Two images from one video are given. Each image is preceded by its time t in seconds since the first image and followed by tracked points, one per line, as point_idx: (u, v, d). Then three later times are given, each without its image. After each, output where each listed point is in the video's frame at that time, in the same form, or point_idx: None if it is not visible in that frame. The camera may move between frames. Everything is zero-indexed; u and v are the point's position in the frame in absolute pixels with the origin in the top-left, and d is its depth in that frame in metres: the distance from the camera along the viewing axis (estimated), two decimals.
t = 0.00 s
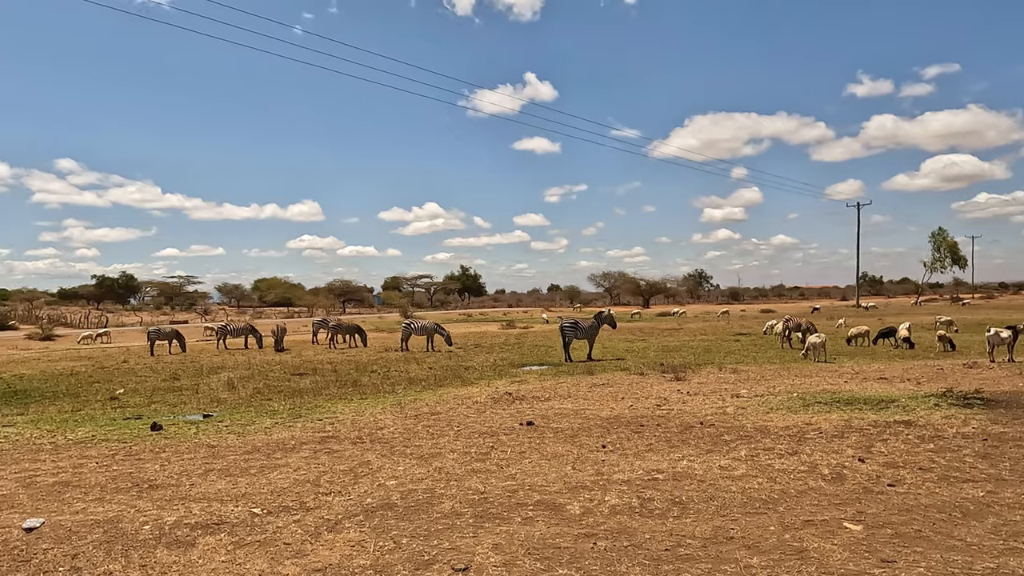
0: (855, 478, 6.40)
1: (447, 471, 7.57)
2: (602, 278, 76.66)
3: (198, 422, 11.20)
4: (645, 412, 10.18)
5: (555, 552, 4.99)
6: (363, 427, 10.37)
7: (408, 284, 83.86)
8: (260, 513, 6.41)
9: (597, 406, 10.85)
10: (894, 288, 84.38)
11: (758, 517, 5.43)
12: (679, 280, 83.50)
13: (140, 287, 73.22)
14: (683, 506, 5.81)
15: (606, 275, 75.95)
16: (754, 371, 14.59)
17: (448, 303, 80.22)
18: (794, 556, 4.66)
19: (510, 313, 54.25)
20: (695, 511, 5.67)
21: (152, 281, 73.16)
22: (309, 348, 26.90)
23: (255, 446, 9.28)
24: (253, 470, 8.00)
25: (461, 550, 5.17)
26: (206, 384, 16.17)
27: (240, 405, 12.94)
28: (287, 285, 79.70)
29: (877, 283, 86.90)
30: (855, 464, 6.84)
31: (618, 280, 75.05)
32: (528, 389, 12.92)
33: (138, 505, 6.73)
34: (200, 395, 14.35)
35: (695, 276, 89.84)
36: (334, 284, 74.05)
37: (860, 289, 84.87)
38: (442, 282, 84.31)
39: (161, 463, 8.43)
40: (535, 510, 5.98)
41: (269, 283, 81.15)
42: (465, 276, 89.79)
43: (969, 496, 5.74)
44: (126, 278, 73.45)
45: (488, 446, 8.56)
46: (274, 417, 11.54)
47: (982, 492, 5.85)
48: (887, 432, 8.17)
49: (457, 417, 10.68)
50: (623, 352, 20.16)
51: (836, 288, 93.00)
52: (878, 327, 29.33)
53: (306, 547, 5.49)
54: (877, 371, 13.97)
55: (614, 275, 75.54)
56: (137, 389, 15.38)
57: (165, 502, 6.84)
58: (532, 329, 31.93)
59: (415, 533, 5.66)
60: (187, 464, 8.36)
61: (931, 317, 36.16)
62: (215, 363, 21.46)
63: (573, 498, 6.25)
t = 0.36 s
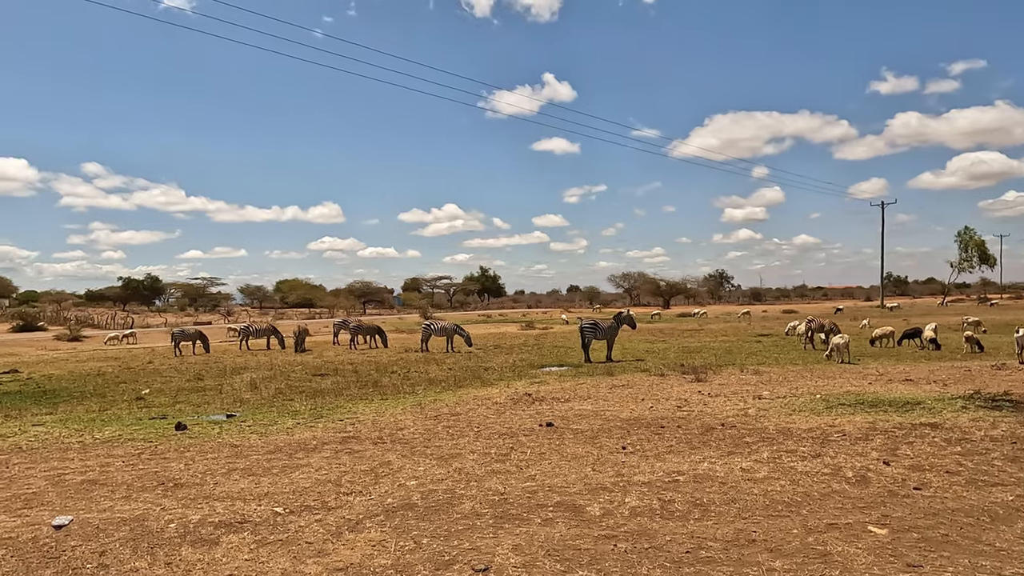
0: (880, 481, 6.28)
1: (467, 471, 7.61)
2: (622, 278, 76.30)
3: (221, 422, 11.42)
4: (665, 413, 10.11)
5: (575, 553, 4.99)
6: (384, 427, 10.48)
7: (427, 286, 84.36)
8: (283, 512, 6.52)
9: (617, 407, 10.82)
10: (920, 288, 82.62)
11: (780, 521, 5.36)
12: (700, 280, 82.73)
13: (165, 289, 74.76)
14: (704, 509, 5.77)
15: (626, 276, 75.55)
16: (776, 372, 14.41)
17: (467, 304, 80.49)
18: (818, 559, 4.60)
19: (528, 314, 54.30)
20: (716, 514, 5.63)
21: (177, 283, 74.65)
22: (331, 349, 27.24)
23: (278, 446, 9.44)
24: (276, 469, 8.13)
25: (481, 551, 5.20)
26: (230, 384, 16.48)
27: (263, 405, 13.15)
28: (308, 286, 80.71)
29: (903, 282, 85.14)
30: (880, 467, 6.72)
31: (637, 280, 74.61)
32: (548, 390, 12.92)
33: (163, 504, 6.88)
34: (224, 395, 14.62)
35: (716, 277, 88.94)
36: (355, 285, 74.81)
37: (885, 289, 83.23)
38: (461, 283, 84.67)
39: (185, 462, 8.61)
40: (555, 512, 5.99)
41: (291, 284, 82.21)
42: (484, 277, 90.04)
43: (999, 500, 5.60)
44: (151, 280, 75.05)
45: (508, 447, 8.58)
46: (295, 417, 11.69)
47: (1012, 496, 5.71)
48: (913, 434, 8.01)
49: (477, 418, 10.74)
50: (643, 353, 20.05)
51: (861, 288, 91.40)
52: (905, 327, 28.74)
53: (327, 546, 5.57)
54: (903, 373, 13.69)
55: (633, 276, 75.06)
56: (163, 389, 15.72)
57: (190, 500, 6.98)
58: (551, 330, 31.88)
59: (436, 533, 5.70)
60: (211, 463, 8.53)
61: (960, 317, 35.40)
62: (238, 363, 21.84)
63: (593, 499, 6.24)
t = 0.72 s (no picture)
0: (908, 483, 6.16)
1: (489, 471, 7.65)
2: (643, 278, 75.82)
3: (246, 421, 11.64)
4: (687, 414, 10.04)
5: (597, 554, 5.00)
6: (406, 427, 10.58)
7: (448, 286, 84.80)
8: (307, 510, 6.63)
9: (638, 408, 10.77)
10: (949, 288, 80.46)
11: (805, 523, 5.29)
12: (722, 280, 81.79)
13: (190, 290, 76.30)
14: (727, 510, 5.72)
15: (647, 276, 75.03)
16: (800, 373, 14.19)
17: (488, 305, 80.69)
18: (844, 562, 4.54)
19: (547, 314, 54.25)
20: (740, 516, 5.57)
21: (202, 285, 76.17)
22: (353, 349, 27.56)
23: (301, 445, 9.60)
24: (300, 468, 8.27)
25: (503, 551, 5.23)
26: (254, 383, 16.80)
27: (286, 404, 13.37)
28: (331, 287, 81.70)
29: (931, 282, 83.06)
30: (908, 469, 6.59)
31: (659, 280, 74.01)
32: (569, 391, 12.90)
33: (190, 501, 7.05)
34: (249, 394, 14.90)
35: (738, 277, 87.86)
36: (377, 286, 75.52)
37: (912, 288, 81.35)
38: (482, 283, 84.95)
39: (211, 460, 8.79)
40: (576, 512, 6.00)
41: (314, 285, 83.24)
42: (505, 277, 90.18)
43: None
44: (177, 282, 76.66)
45: (529, 448, 8.61)
46: (318, 416, 11.86)
47: None
48: (942, 436, 7.83)
49: (498, 418, 10.78)
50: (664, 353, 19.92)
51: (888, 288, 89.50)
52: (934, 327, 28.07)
53: (351, 544, 5.65)
54: (932, 374, 13.39)
55: (655, 275, 74.46)
56: (189, 388, 16.07)
57: (216, 498, 7.14)
58: (572, 330, 31.82)
59: (458, 532, 5.75)
60: (236, 461, 8.71)
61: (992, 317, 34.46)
62: (262, 363, 22.22)
63: (615, 500, 6.23)
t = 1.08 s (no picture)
0: (938, 486, 6.04)
1: (512, 470, 7.70)
2: (666, 278, 75.20)
3: (272, 419, 11.87)
4: (711, 414, 9.96)
5: (621, 554, 5.00)
6: (429, 426, 10.68)
7: (470, 286, 85.15)
8: (332, 508, 6.75)
9: (662, 408, 10.73)
10: (983, 288, 78.03)
11: (832, 525, 5.23)
12: (746, 280, 80.67)
13: (216, 291, 77.81)
14: (753, 511, 5.67)
15: (670, 275, 74.40)
16: (827, 374, 13.94)
17: (509, 305, 80.79)
18: (872, 565, 4.47)
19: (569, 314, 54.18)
20: (766, 517, 5.52)
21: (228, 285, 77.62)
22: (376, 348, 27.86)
23: (327, 443, 9.76)
24: (325, 466, 8.40)
25: (528, 549, 5.26)
26: (280, 382, 17.11)
27: (311, 403, 13.59)
28: (354, 287, 82.62)
29: (963, 281, 80.82)
30: (938, 471, 6.46)
31: (682, 280, 73.27)
32: (591, 390, 12.88)
33: (218, 498, 7.22)
34: (275, 394, 15.19)
35: (763, 276, 86.58)
36: (399, 286, 76.15)
37: (943, 287, 79.26)
38: (503, 284, 85.10)
39: (238, 458, 8.99)
40: (601, 512, 6.01)
41: (337, 285, 84.22)
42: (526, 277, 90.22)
43: None
44: (203, 282, 78.21)
45: (552, 447, 8.63)
46: (342, 415, 12.03)
47: None
48: (974, 438, 7.65)
49: (522, 417, 10.83)
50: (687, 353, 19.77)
51: (918, 287, 87.33)
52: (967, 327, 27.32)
53: (376, 542, 5.75)
54: (964, 374, 13.07)
55: (677, 275, 73.72)
56: (216, 387, 16.42)
57: (244, 495, 7.30)
58: (594, 330, 31.71)
59: (482, 531, 5.81)
60: (263, 459, 8.89)
61: None
62: (287, 363, 22.61)
63: (639, 500, 6.23)
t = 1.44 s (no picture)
0: (969, 487, 5.93)
1: (536, 469, 7.74)
2: (688, 277, 74.53)
3: (298, 418, 12.09)
4: (736, 413, 9.88)
5: (647, 552, 5.02)
6: (453, 425, 10.78)
7: (491, 286, 85.38)
8: (359, 505, 6.87)
9: (685, 407, 10.67)
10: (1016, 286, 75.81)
11: (861, 525, 5.17)
12: (770, 279, 79.52)
13: (242, 291, 79.24)
14: (780, 511, 5.63)
15: (692, 275, 73.72)
16: (854, 374, 13.68)
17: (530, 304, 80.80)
18: (902, 566, 4.42)
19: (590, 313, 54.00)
20: (793, 517, 5.49)
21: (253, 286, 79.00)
22: (399, 348, 28.14)
23: (352, 442, 9.91)
24: (351, 464, 8.55)
25: (553, 547, 5.31)
26: (305, 381, 17.39)
27: (336, 402, 13.81)
28: (376, 288, 83.44)
29: (996, 279, 78.64)
30: (970, 472, 6.34)
31: (705, 280, 72.46)
32: (614, 390, 12.86)
33: (247, 495, 7.40)
34: (300, 392, 15.45)
35: (787, 276, 85.32)
36: (420, 286, 76.71)
37: (975, 286, 77.21)
38: (524, 284, 85.14)
39: (266, 456, 9.20)
40: (625, 511, 6.02)
41: (360, 285, 85.16)
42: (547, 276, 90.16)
43: None
44: (229, 283, 79.71)
45: (576, 446, 8.65)
46: (366, 414, 12.20)
47: None
48: (1007, 439, 7.48)
49: (545, 417, 10.86)
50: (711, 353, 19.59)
51: (949, 285, 85.16)
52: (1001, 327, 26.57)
53: (402, 539, 5.84)
54: (997, 374, 12.74)
55: (700, 274, 72.91)
56: (242, 386, 16.76)
57: (272, 492, 7.47)
58: (616, 330, 31.59)
59: (507, 529, 5.86)
60: (290, 457, 9.07)
61: None
62: (312, 362, 22.97)
63: (664, 499, 6.23)
